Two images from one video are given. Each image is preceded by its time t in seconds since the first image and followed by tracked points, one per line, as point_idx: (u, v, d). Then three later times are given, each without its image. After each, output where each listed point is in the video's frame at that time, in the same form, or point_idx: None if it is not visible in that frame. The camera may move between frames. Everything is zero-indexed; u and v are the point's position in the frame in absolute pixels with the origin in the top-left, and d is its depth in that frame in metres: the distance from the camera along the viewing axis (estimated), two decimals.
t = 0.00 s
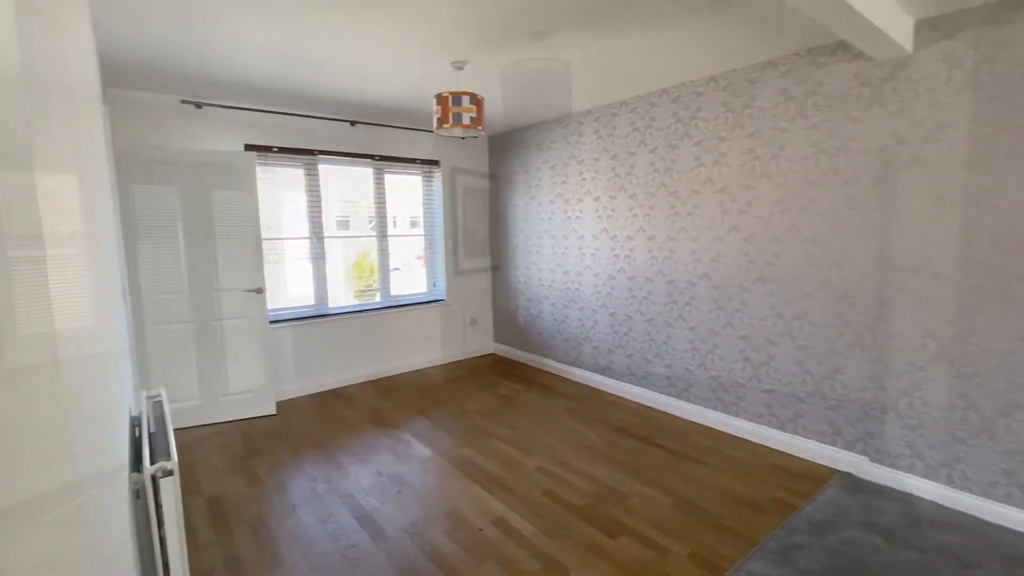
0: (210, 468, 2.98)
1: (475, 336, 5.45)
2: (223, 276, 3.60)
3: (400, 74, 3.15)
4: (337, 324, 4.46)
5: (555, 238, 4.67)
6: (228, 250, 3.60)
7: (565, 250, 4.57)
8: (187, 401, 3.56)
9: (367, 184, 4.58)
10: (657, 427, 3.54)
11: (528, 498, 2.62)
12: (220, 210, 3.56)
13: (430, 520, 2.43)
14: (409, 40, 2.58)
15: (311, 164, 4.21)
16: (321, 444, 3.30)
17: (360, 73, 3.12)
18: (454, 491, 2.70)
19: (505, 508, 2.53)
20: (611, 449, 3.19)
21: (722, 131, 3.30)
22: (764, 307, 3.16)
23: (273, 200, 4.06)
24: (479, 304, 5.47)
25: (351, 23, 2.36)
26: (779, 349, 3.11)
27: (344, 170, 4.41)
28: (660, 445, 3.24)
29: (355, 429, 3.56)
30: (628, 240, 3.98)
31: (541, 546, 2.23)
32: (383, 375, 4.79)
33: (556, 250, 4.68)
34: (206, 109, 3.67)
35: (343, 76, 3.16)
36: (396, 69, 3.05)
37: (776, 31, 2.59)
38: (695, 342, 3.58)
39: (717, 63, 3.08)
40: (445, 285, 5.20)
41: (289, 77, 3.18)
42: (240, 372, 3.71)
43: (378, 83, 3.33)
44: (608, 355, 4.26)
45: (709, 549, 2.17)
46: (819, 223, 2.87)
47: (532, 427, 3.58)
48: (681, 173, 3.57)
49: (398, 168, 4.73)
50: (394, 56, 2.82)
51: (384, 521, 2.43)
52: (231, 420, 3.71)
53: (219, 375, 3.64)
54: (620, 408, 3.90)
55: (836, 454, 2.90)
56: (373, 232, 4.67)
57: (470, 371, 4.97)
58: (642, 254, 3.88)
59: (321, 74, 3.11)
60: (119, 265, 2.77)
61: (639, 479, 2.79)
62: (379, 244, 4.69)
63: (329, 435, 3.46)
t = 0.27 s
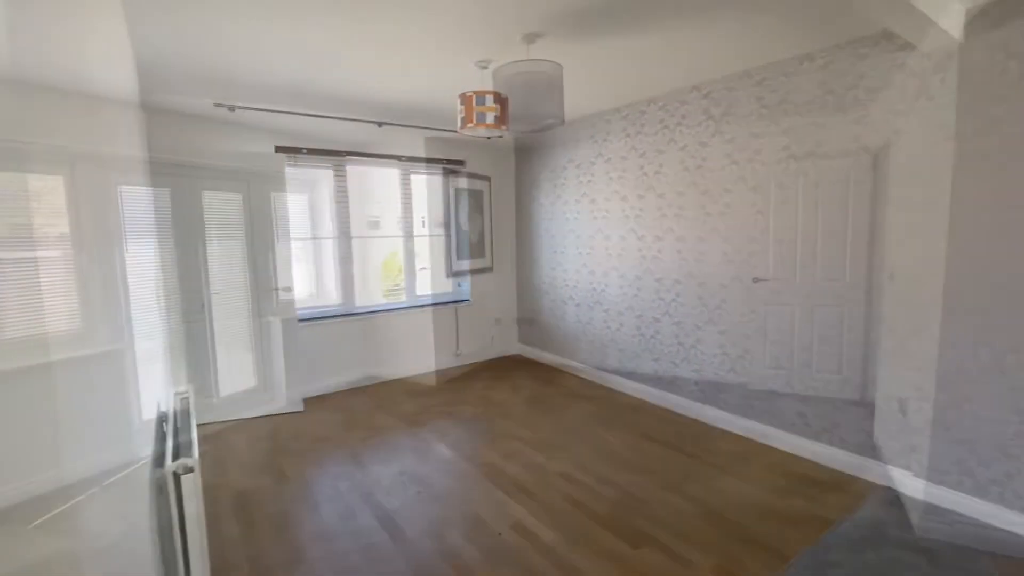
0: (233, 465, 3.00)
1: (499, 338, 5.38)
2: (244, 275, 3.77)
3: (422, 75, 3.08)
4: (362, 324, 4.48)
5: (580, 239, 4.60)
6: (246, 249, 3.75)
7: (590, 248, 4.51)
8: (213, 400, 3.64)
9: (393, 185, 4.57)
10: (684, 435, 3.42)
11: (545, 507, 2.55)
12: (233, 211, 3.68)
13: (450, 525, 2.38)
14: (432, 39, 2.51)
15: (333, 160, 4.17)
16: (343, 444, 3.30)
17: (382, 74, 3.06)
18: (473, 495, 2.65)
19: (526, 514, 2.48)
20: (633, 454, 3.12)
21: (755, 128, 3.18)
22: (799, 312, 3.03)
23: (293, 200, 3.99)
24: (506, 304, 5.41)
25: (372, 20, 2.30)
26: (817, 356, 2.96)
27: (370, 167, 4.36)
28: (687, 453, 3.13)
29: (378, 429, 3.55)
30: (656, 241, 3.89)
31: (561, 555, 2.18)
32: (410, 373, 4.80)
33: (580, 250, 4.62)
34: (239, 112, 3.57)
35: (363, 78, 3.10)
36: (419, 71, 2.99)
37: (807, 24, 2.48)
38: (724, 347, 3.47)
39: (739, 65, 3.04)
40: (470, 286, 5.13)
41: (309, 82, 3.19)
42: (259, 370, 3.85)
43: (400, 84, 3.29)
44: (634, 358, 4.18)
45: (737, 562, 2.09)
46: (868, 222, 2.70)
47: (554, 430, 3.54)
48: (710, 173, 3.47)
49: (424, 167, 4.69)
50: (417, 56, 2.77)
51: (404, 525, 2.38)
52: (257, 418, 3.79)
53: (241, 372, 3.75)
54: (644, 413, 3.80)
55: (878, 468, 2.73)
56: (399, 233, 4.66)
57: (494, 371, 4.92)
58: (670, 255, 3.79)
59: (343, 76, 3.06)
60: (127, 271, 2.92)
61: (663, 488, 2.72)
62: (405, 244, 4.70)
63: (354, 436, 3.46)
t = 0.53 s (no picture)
0: (226, 470, 2.73)
1: (512, 337, 4.85)
2: (232, 283, 3.54)
3: (407, 94, 2.87)
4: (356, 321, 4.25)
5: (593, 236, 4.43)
6: (233, 251, 3.52)
7: (585, 241, 4.33)
8: (200, 415, 3.37)
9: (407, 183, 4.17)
10: (692, 420, 3.23)
11: (542, 499, 2.33)
12: (217, 211, 3.41)
13: (470, 527, 2.12)
14: (421, 58, 2.28)
15: (313, 163, 3.96)
16: (339, 442, 3.04)
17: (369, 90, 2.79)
18: (491, 493, 2.39)
19: (539, 507, 2.26)
20: (633, 443, 2.92)
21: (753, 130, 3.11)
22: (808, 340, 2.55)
23: (274, 195, 3.75)
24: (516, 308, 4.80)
25: (363, 52, 2.17)
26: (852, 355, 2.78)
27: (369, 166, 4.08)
28: (694, 441, 2.92)
29: (375, 425, 3.30)
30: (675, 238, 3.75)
31: (565, 548, 1.97)
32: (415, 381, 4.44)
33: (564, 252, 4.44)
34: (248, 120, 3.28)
35: (348, 94, 2.85)
36: (404, 88, 2.76)
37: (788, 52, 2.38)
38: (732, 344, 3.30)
39: (733, 93, 2.94)
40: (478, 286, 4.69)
41: (289, 105, 3.02)
42: (245, 375, 3.65)
43: (399, 105, 3.08)
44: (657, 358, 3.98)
45: (776, 552, 1.90)
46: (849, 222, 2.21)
47: (546, 419, 3.33)
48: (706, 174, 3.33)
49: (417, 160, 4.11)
50: (404, 74, 2.53)
51: (421, 522, 2.16)
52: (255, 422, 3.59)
53: (226, 381, 3.53)
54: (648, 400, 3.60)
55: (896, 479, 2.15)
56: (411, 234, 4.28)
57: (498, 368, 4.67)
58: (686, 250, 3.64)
59: (327, 90, 2.79)
60: (112, 273, 2.84)
61: (675, 475, 2.53)
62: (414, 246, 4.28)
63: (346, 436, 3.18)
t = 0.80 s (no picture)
0: (204, 478, 2.66)
1: (499, 338, 4.83)
2: (212, 286, 3.47)
3: (385, 96, 2.81)
4: (339, 322, 4.33)
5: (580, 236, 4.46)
6: (212, 253, 3.46)
7: (570, 241, 4.35)
8: (181, 418, 3.31)
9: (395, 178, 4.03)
10: (674, 418, 3.26)
11: (525, 502, 2.31)
12: (195, 210, 3.35)
13: (452, 531, 2.10)
14: (397, 56, 2.22)
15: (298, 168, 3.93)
16: (321, 446, 3.00)
17: (345, 91, 2.72)
18: (475, 496, 2.38)
19: (522, 510, 2.25)
20: (617, 443, 2.93)
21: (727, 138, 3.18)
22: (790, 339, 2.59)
23: (253, 196, 3.73)
24: (500, 308, 4.79)
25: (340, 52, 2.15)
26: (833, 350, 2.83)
27: (356, 169, 4.06)
28: (676, 439, 2.94)
29: (357, 429, 3.25)
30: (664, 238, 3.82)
31: (546, 552, 1.95)
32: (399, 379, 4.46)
33: (548, 253, 4.47)
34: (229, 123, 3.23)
35: (325, 96, 2.79)
36: (382, 90, 2.70)
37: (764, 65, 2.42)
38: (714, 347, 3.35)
39: (715, 100, 2.98)
40: (461, 287, 4.69)
41: (267, 107, 2.98)
42: (227, 378, 3.61)
43: (380, 109, 3.07)
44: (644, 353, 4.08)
45: (756, 549, 1.93)
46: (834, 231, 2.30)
47: (530, 420, 3.34)
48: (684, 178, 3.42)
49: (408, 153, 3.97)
50: (380, 75, 2.46)
51: (402, 527, 2.14)
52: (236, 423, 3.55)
53: (205, 384, 3.47)
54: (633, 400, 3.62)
55: (874, 478, 2.18)
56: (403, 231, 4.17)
57: (486, 366, 4.67)
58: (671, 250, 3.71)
59: (307, 94, 2.76)
60: (86, 276, 2.79)
61: (657, 475, 2.54)
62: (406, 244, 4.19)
63: (328, 437, 3.15)
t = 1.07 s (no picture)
0: (175, 485, 2.59)
1: (479, 339, 4.81)
2: (185, 288, 3.39)
3: (362, 96, 2.78)
4: (316, 323, 4.26)
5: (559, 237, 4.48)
6: (184, 254, 3.37)
7: (550, 242, 4.37)
8: (150, 425, 3.21)
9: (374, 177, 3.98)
10: (652, 417, 3.29)
11: (505, 504, 2.30)
12: (165, 211, 3.26)
13: (432, 534, 2.09)
14: (372, 56, 2.18)
15: (274, 167, 3.85)
16: (298, 451, 2.94)
17: (320, 91, 2.67)
18: (455, 499, 2.36)
19: (502, 511, 2.24)
20: (596, 443, 2.95)
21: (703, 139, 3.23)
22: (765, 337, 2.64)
23: (227, 195, 3.65)
24: (480, 309, 4.77)
25: (314, 50, 2.11)
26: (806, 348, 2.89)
27: (334, 169, 4.00)
28: (655, 438, 2.98)
29: (336, 433, 3.21)
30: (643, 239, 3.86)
31: (526, 553, 1.95)
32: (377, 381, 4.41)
33: (528, 253, 4.47)
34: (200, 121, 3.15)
35: (300, 96, 2.74)
36: (358, 90, 2.66)
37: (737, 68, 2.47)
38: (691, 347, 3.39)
39: (693, 102, 3.02)
40: (441, 288, 4.66)
41: (240, 106, 2.92)
42: (199, 383, 3.52)
43: (357, 109, 3.03)
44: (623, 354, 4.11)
45: (732, 545, 1.95)
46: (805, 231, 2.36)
47: (510, 421, 3.34)
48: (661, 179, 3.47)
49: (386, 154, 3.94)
50: (356, 75, 2.42)
51: (381, 532, 2.12)
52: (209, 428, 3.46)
53: (177, 388, 3.38)
54: (612, 400, 3.64)
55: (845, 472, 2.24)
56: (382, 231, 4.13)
57: (466, 367, 4.65)
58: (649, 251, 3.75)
59: (281, 92, 2.71)
60: (50, 278, 2.69)
61: (636, 474, 2.56)
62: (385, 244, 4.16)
63: (305, 441, 3.10)
